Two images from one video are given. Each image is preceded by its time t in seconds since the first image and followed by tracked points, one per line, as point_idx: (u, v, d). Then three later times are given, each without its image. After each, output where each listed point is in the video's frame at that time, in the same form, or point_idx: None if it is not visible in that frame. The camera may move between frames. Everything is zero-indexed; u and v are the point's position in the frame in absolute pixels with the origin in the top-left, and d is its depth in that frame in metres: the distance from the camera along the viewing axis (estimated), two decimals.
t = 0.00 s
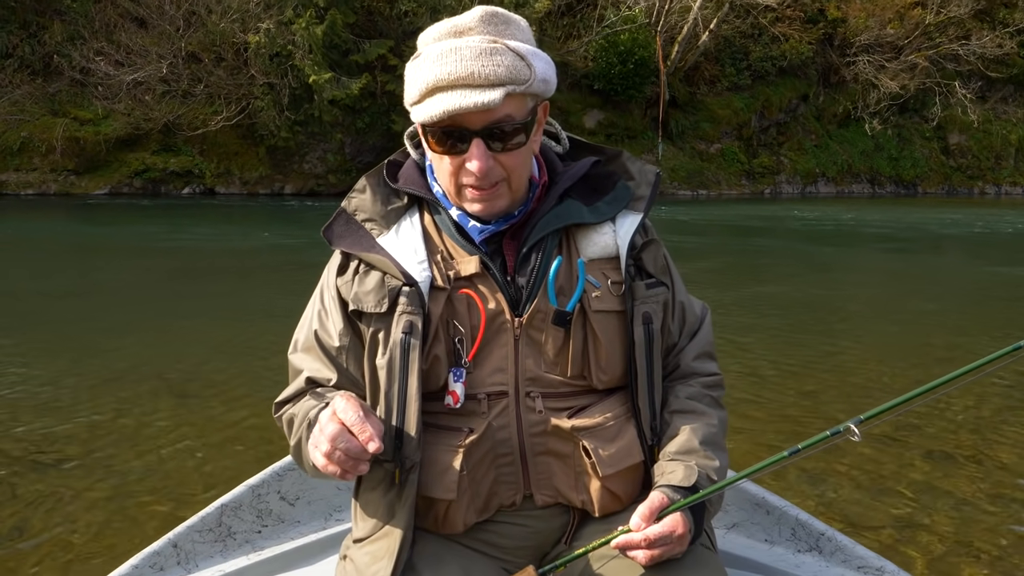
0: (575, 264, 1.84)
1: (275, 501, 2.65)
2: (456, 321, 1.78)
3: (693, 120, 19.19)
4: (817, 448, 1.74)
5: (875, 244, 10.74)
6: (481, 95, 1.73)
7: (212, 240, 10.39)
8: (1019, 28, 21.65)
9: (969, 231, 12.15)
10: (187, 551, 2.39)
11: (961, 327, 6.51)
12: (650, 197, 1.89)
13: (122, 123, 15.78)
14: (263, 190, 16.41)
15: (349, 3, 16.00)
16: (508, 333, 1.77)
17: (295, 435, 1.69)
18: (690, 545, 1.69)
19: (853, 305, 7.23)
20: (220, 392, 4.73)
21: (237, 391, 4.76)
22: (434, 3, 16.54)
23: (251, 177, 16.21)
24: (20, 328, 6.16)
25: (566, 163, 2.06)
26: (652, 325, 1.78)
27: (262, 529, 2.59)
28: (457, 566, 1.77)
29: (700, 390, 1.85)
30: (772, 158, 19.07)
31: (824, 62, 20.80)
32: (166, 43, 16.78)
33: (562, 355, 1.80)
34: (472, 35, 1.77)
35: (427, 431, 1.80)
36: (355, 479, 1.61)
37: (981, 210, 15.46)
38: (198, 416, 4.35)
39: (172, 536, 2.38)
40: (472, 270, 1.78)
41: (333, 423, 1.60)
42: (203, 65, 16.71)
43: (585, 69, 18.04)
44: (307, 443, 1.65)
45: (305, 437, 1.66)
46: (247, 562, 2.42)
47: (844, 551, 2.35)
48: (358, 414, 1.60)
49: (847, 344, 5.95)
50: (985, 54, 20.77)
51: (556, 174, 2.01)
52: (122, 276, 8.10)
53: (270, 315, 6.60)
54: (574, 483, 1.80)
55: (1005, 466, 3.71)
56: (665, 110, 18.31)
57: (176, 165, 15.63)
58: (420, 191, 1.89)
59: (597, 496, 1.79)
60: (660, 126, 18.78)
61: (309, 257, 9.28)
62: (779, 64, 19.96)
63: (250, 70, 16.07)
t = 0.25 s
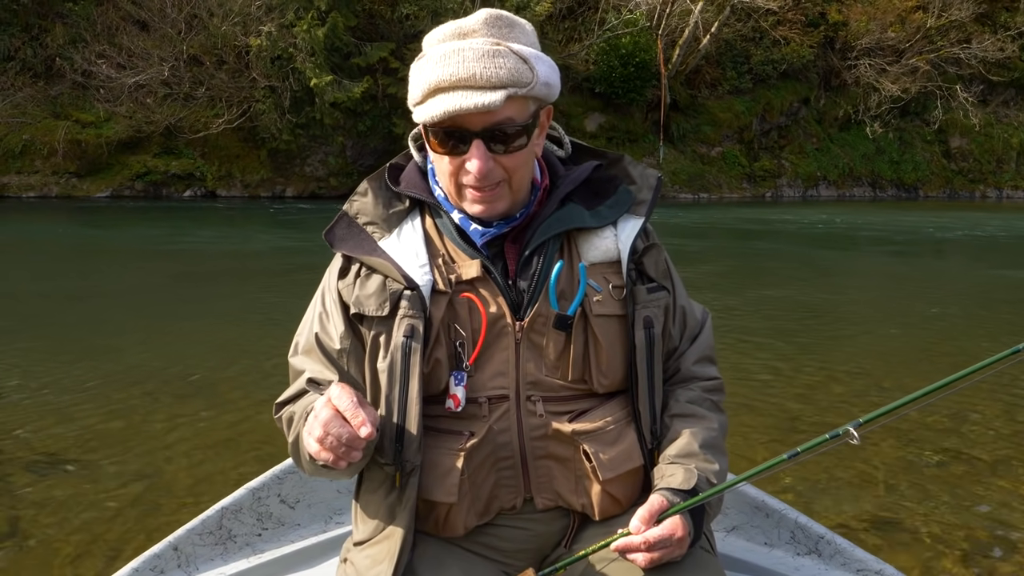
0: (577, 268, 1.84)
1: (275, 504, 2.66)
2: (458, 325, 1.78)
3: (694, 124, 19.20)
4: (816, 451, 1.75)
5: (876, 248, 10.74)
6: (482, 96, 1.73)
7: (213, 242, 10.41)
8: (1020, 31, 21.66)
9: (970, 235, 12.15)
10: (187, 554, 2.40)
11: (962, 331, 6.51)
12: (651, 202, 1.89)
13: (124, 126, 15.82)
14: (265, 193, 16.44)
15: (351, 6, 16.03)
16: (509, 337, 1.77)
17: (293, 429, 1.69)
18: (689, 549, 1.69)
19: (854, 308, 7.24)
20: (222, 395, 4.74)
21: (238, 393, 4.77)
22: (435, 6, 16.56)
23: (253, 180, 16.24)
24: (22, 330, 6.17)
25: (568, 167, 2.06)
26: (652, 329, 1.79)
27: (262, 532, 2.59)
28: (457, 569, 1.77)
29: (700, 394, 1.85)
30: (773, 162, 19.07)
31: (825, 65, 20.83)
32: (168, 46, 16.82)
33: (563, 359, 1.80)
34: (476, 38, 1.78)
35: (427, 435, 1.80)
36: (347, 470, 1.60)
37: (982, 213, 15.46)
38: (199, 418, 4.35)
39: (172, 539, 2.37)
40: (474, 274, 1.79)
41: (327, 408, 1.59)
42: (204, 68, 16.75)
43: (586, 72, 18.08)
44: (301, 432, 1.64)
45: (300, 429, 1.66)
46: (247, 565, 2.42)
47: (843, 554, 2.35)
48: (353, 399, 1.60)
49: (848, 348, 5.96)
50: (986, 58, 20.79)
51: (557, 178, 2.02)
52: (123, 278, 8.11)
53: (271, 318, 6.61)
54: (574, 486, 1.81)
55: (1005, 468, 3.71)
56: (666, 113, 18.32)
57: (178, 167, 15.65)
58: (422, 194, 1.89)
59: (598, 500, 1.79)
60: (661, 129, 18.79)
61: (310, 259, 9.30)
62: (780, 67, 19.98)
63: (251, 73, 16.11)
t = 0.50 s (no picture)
0: (577, 271, 1.84)
1: (277, 506, 2.66)
2: (459, 328, 1.78)
3: (695, 125, 19.20)
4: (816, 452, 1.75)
5: (877, 249, 10.74)
6: (467, 89, 1.73)
7: (214, 243, 10.42)
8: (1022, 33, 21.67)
9: (972, 237, 12.14)
10: (188, 556, 2.39)
11: (963, 332, 6.51)
12: (653, 204, 1.89)
13: (125, 127, 15.84)
14: (266, 195, 16.44)
15: (352, 7, 16.05)
16: (510, 341, 1.77)
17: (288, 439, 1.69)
18: (690, 550, 1.69)
19: (855, 310, 7.24)
20: (223, 395, 4.74)
21: (239, 394, 4.77)
22: (436, 8, 16.58)
23: (254, 182, 16.24)
24: (23, 331, 6.17)
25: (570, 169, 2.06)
26: (654, 332, 1.79)
27: (264, 533, 2.59)
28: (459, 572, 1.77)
29: (701, 396, 1.85)
30: (774, 164, 19.06)
31: (826, 67, 20.84)
32: (169, 48, 16.83)
33: (564, 363, 1.80)
34: (474, 34, 1.78)
35: (429, 438, 1.80)
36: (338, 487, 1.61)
37: (983, 215, 15.46)
38: (201, 419, 4.35)
39: (173, 540, 2.37)
40: (474, 277, 1.79)
41: (313, 429, 1.60)
42: (206, 69, 16.76)
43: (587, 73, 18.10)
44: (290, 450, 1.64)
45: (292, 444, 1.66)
46: (249, 567, 2.42)
47: (843, 555, 2.35)
48: (339, 421, 1.60)
49: (849, 349, 5.96)
50: (987, 59, 20.81)
51: (559, 180, 2.02)
52: (124, 280, 8.11)
53: (272, 319, 6.61)
54: (575, 489, 1.81)
55: (1007, 469, 3.71)
56: (667, 115, 18.32)
57: (179, 169, 15.64)
58: (421, 196, 1.89)
59: (599, 503, 1.79)
60: (662, 131, 18.78)
61: (311, 261, 9.30)
62: (781, 69, 19.98)
63: (253, 74, 16.13)
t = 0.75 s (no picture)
0: (577, 280, 1.83)
1: (275, 509, 2.65)
2: (456, 337, 1.78)
3: (694, 127, 19.19)
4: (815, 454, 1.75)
5: (876, 251, 10.74)
6: (466, 101, 1.72)
7: (214, 245, 10.41)
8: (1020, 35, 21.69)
9: (971, 239, 12.14)
10: (187, 559, 2.38)
11: (962, 334, 6.52)
12: (654, 210, 1.89)
13: (124, 129, 15.83)
14: (265, 197, 16.40)
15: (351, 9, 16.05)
16: (508, 350, 1.77)
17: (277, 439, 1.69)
18: (689, 553, 1.68)
19: (854, 312, 7.24)
20: (222, 397, 4.74)
21: (238, 396, 4.76)
22: (435, 10, 16.60)
23: (253, 184, 16.22)
24: (22, 333, 6.16)
25: (571, 174, 2.06)
26: (655, 341, 1.79)
27: (262, 536, 2.59)
28: None
29: (700, 401, 1.85)
30: (773, 166, 19.06)
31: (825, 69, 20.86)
32: (169, 50, 16.84)
33: (562, 372, 1.80)
34: (471, 42, 1.78)
35: (426, 448, 1.80)
36: (301, 486, 1.58)
37: (983, 217, 15.45)
38: (200, 422, 4.35)
39: (172, 543, 2.36)
40: (473, 286, 1.78)
41: (278, 424, 1.57)
42: (205, 71, 16.77)
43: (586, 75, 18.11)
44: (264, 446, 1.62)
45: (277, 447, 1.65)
46: (248, 570, 2.42)
47: (841, 557, 2.34)
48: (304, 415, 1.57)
49: (849, 351, 5.96)
50: (986, 61, 20.83)
51: (559, 186, 2.01)
52: (122, 282, 8.10)
53: (271, 321, 6.61)
54: (573, 498, 1.80)
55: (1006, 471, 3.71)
56: (667, 117, 18.32)
57: (178, 171, 15.62)
58: (419, 204, 1.88)
59: (597, 512, 1.79)
60: (661, 132, 18.77)
61: (311, 263, 9.30)
62: (780, 71, 20.00)
63: (252, 76, 16.13)
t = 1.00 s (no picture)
0: (576, 286, 1.84)
1: (275, 512, 2.66)
2: (453, 343, 1.78)
3: (693, 130, 19.21)
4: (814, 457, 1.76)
5: (876, 254, 10.76)
6: (466, 95, 1.73)
7: (214, 249, 10.42)
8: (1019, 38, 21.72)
9: (970, 241, 12.15)
10: (187, 562, 2.38)
11: (961, 336, 6.53)
12: (657, 216, 1.89)
13: (124, 132, 15.85)
14: (265, 200, 16.36)
15: (350, 12, 16.08)
16: (506, 358, 1.77)
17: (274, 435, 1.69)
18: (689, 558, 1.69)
19: (854, 315, 7.25)
20: (223, 401, 4.74)
21: (239, 399, 4.77)
22: (434, 13, 16.63)
23: (253, 186, 16.20)
24: (22, 337, 6.16)
25: (573, 178, 2.07)
26: (657, 348, 1.79)
27: (262, 539, 2.59)
28: None
29: (701, 405, 1.85)
30: (772, 169, 19.08)
31: (824, 72, 20.90)
32: (168, 53, 16.87)
33: (561, 381, 1.80)
34: (478, 36, 1.79)
35: (423, 455, 1.81)
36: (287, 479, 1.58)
37: (981, 220, 15.46)
38: (201, 424, 4.35)
39: (173, 546, 2.36)
40: (472, 292, 1.79)
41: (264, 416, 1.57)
42: (205, 75, 16.80)
43: (585, 78, 18.14)
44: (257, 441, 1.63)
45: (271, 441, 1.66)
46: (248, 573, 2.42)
47: (840, 560, 2.35)
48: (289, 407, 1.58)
49: (848, 354, 5.97)
50: (984, 64, 20.87)
51: (562, 190, 2.02)
52: (122, 285, 8.11)
53: (271, 324, 6.62)
54: (570, 508, 1.81)
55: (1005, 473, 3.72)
56: (665, 119, 18.34)
57: (178, 174, 15.63)
58: (421, 205, 1.89)
59: (593, 522, 1.80)
60: (660, 135, 18.79)
61: (311, 266, 9.31)
62: (779, 74, 20.04)
63: (252, 79, 16.16)
